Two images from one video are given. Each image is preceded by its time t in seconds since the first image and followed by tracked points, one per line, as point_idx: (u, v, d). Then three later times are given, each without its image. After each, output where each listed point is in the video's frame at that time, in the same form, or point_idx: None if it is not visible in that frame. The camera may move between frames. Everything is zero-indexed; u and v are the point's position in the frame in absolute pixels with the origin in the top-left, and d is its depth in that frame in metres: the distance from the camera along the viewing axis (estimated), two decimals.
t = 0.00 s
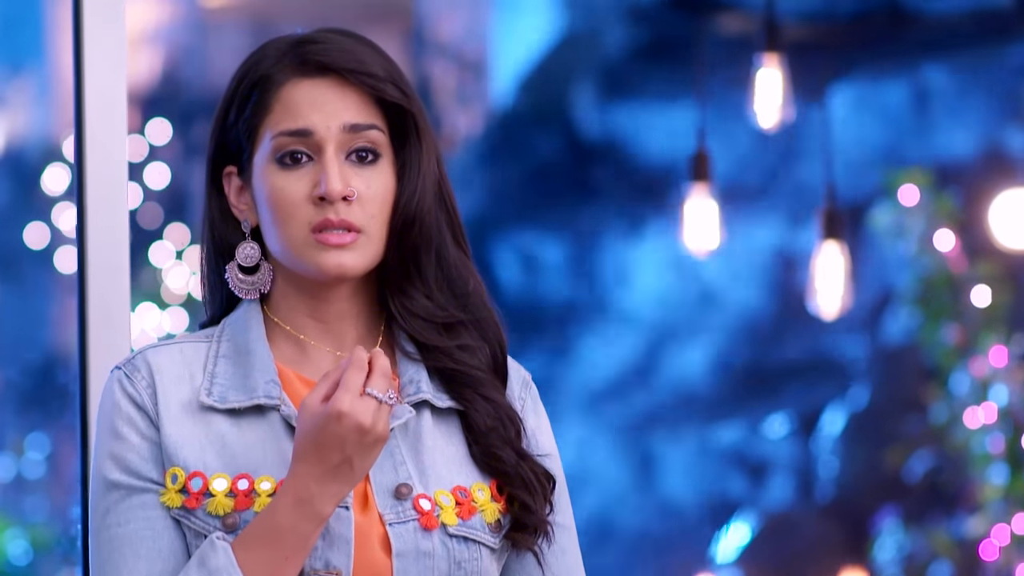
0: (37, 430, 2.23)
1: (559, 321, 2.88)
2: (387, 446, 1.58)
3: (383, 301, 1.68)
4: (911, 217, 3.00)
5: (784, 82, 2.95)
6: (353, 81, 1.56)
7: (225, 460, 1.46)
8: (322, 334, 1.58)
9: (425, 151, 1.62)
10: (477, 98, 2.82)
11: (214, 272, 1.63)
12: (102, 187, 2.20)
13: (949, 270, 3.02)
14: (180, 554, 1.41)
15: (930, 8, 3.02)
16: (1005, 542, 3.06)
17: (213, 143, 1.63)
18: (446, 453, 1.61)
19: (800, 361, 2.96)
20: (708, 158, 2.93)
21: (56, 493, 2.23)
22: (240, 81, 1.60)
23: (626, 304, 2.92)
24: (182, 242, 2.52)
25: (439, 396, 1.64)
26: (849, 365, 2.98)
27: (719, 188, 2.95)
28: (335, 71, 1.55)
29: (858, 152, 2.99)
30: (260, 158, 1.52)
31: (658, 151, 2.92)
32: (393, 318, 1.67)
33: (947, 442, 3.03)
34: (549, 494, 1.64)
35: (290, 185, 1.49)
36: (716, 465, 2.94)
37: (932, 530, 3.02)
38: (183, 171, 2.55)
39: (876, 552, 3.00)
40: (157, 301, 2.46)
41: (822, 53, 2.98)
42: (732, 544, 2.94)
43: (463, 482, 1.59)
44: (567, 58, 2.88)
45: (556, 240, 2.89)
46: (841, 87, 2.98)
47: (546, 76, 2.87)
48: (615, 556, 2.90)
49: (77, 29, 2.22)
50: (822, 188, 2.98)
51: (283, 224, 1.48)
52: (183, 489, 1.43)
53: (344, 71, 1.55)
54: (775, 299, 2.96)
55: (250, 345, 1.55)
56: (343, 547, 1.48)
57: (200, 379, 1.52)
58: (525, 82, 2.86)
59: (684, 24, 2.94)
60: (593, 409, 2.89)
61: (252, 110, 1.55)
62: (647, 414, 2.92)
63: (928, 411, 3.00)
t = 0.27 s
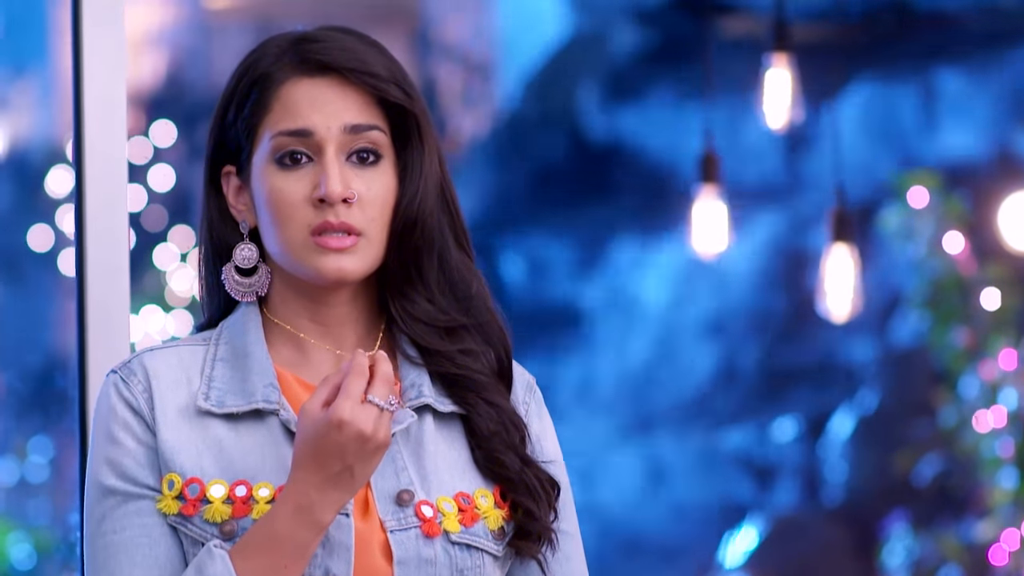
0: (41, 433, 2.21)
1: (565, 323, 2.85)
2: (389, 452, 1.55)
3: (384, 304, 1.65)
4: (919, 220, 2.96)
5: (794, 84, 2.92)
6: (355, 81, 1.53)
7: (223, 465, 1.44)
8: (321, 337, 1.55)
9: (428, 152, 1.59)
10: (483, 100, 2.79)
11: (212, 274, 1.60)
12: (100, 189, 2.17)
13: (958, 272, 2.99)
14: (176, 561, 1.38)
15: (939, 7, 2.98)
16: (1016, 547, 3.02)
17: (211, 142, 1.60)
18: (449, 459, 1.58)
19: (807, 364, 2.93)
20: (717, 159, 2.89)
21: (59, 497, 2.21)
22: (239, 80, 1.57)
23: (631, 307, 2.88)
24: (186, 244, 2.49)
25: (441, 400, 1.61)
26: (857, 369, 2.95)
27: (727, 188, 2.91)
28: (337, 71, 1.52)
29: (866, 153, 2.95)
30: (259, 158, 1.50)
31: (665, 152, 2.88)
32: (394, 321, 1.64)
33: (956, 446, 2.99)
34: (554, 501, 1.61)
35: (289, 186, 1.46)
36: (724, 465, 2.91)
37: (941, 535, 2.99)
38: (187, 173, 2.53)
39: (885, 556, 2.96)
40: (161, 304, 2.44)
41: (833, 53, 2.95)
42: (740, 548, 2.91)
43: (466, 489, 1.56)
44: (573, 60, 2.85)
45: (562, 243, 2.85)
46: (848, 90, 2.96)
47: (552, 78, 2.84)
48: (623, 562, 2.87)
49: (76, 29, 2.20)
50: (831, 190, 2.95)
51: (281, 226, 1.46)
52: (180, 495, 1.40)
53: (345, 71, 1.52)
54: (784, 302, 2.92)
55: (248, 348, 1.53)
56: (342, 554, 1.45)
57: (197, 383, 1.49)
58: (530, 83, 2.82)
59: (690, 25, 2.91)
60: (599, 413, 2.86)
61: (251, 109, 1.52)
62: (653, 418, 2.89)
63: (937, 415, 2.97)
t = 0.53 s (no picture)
0: (46, 438, 2.19)
1: (571, 327, 2.82)
2: (390, 459, 1.52)
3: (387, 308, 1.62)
4: (929, 224, 2.93)
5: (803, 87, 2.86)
6: (358, 82, 1.50)
7: (220, 472, 1.41)
8: (325, 342, 1.53)
9: (432, 154, 1.56)
10: (489, 103, 2.77)
11: (214, 278, 1.58)
12: (99, 190, 2.12)
13: (968, 276, 2.94)
14: (172, 570, 1.36)
15: (950, 14, 2.93)
16: None
17: (213, 144, 1.58)
18: (451, 465, 1.56)
19: (816, 369, 2.90)
20: (726, 161, 2.87)
21: (63, 501, 2.19)
22: (241, 80, 1.54)
23: (639, 312, 2.85)
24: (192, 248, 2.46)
25: (445, 406, 1.58)
26: (865, 374, 2.91)
27: (737, 191, 2.89)
28: (339, 71, 1.49)
29: (874, 156, 2.92)
30: (260, 160, 1.47)
31: (674, 155, 2.86)
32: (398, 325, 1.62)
33: (966, 451, 2.96)
34: (559, 509, 1.58)
35: (290, 189, 1.44)
36: (732, 473, 2.88)
37: (951, 541, 2.95)
38: (192, 178, 2.50)
39: (894, 562, 2.93)
40: (166, 307, 2.38)
41: (842, 56, 2.92)
42: (747, 555, 2.88)
43: (468, 497, 1.54)
44: (579, 63, 2.82)
45: (570, 246, 2.82)
46: (858, 93, 2.92)
47: (559, 80, 2.81)
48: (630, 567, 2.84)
49: (75, 29, 2.15)
50: (842, 194, 2.92)
51: (282, 230, 1.43)
52: (176, 502, 1.38)
53: (348, 72, 1.49)
54: (793, 307, 2.89)
55: (248, 353, 1.50)
56: (340, 563, 1.42)
57: (195, 388, 1.47)
58: (537, 87, 2.80)
59: (698, 28, 2.86)
60: (607, 417, 2.84)
61: (252, 110, 1.50)
62: (659, 424, 2.87)
63: (947, 420, 2.94)
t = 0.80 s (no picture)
0: (49, 443, 2.15)
1: (578, 332, 2.79)
2: (396, 467, 1.49)
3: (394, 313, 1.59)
4: (939, 227, 2.90)
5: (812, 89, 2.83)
6: (364, 82, 1.47)
7: (223, 481, 1.38)
8: (332, 350, 1.49)
9: (441, 156, 1.53)
10: (495, 106, 2.74)
11: (218, 282, 1.55)
12: (98, 193, 2.09)
13: (978, 280, 2.91)
14: None
15: (960, 16, 2.90)
16: None
17: (217, 146, 1.55)
18: (459, 474, 1.53)
19: (824, 374, 2.87)
20: (736, 165, 2.84)
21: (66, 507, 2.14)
22: (246, 81, 1.52)
23: (646, 317, 2.81)
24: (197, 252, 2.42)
25: (453, 414, 1.55)
26: (875, 379, 2.88)
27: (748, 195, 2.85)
28: (345, 71, 1.46)
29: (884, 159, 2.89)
30: (265, 162, 1.45)
31: (681, 158, 2.83)
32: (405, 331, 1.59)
33: (977, 457, 2.92)
34: (569, 520, 1.54)
35: (295, 191, 1.41)
36: (740, 480, 2.84)
37: (961, 547, 2.91)
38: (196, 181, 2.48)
39: (904, 569, 2.89)
40: (171, 312, 2.36)
41: (852, 59, 2.89)
42: (756, 561, 2.84)
43: (477, 506, 1.51)
44: (587, 66, 2.79)
45: (577, 250, 2.79)
46: (868, 96, 2.89)
47: (568, 84, 2.78)
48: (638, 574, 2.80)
49: (74, 30, 2.12)
50: (853, 197, 2.88)
51: (286, 233, 1.40)
52: (178, 512, 1.35)
53: (354, 72, 1.46)
54: (801, 312, 2.85)
55: (252, 358, 1.47)
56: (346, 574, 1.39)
57: (198, 395, 1.44)
58: (545, 90, 2.77)
59: (706, 30, 2.84)
60: (615, 422, 2.81)
61: (257, 111, 1.47)
62: (669, 430, 2.83)
63: (956, 426, 2.90)
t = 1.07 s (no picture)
0: (54, 446, 2.13)
1: (585, 336, 2.76)
2: (403, 475, 1.46)
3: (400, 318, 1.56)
4: (947, 231, 2.87)
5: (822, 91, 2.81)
6: (370, 83, 1.44)
7: (227, 490, 1.35)
8: (336, 355, 1.47)
9: (447, 158, 1.51)
10: (501, 109, 2.71)
11: (220, 288, 1.52)
12: (96, 194, 2.08)
13: (986, 284, 2.89)
14: None
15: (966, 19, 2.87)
16: None
17: (219, 148, 1.52)
18: (466, 482, 1.50)
19: (831, 379, 2.84)
20: (743, 168, 2.81)
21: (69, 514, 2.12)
22: (248, 82, 1.49)
23: (652, 322, 2.79)
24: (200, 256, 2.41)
25: (460, 421, 1.52)
26: (883, 383, 2.85)
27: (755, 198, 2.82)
28: (350, 72, 1.44)
29: (892, 162, 2.86)
30: (268, 164, 1.42)
31: (687, 162, 2.80)
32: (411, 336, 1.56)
33: (986, 463, 2.89)
34: (580, 527, 1.52)
35: (299, 193, 1.38)
36: (747, 486, 2.81)
37: (969, 552, 2.89)
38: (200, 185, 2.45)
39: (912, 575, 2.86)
40: (175, 317, 2.35)
41: (861, 61, 2.86)
42: (763, 567, 2.82)
43: (485, 514, 1.48)
44: (592, 69, 2.77)
45: (582, 254, 2.76)
46: (878, 98, 2.86)
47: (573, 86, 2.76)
48: None
49: (73, 29, 2.11)
50: (862, 200, 2.85)
51: (290, 236, 1.38)
52: (182, 521, 1.33)
53: (359, 72, 1.43)
54: (808, 315, 2.83)
55: (255, 365, 1.44)
56: None
57: (201, 403, 1.41)
58: (551, 94, 2.74)
59: (713, 33, 2.81)
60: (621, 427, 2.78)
61: (259, 112, 1.45)
62: (676, 434, 2.80)
63: (965, 430, 2.87)
